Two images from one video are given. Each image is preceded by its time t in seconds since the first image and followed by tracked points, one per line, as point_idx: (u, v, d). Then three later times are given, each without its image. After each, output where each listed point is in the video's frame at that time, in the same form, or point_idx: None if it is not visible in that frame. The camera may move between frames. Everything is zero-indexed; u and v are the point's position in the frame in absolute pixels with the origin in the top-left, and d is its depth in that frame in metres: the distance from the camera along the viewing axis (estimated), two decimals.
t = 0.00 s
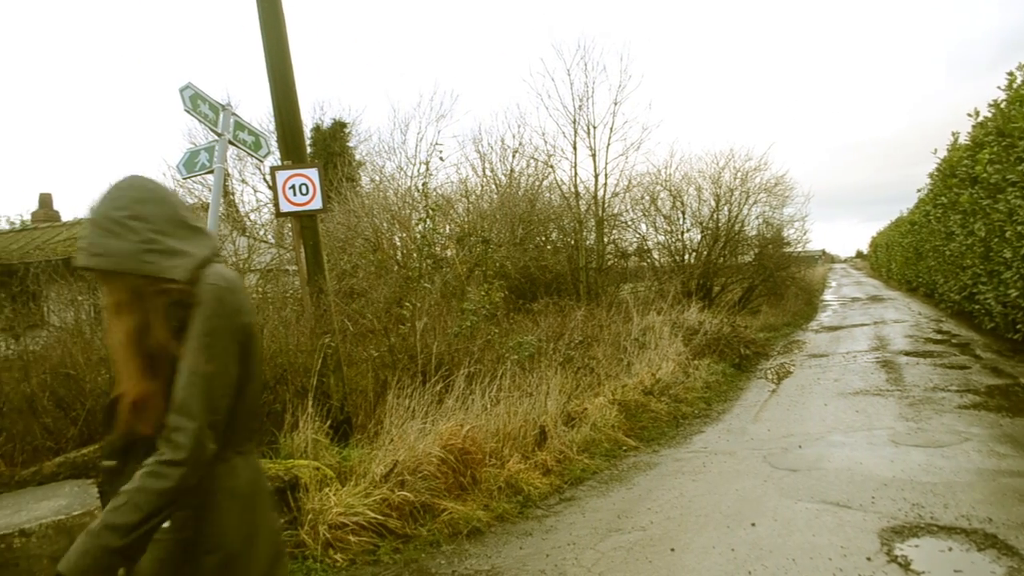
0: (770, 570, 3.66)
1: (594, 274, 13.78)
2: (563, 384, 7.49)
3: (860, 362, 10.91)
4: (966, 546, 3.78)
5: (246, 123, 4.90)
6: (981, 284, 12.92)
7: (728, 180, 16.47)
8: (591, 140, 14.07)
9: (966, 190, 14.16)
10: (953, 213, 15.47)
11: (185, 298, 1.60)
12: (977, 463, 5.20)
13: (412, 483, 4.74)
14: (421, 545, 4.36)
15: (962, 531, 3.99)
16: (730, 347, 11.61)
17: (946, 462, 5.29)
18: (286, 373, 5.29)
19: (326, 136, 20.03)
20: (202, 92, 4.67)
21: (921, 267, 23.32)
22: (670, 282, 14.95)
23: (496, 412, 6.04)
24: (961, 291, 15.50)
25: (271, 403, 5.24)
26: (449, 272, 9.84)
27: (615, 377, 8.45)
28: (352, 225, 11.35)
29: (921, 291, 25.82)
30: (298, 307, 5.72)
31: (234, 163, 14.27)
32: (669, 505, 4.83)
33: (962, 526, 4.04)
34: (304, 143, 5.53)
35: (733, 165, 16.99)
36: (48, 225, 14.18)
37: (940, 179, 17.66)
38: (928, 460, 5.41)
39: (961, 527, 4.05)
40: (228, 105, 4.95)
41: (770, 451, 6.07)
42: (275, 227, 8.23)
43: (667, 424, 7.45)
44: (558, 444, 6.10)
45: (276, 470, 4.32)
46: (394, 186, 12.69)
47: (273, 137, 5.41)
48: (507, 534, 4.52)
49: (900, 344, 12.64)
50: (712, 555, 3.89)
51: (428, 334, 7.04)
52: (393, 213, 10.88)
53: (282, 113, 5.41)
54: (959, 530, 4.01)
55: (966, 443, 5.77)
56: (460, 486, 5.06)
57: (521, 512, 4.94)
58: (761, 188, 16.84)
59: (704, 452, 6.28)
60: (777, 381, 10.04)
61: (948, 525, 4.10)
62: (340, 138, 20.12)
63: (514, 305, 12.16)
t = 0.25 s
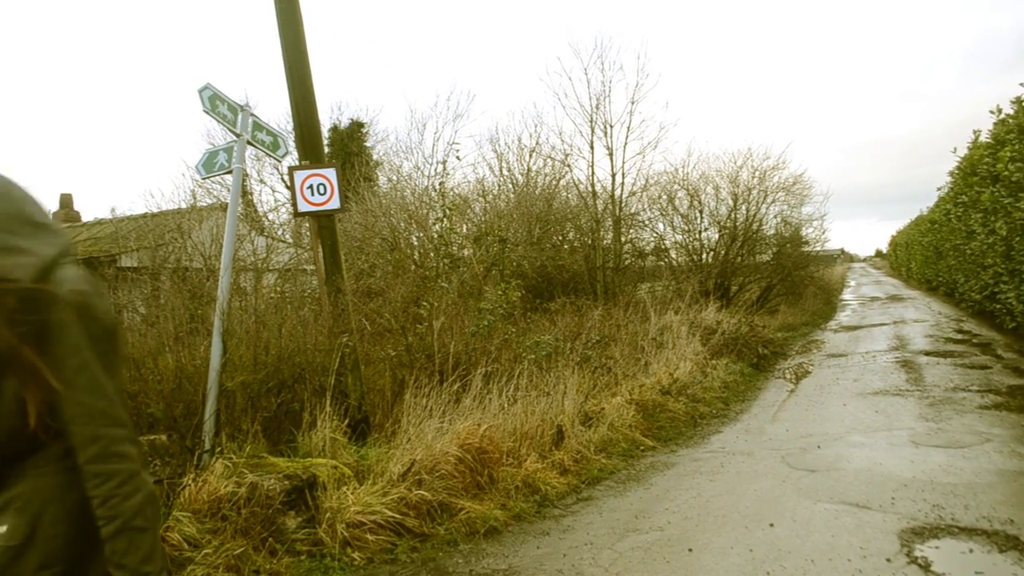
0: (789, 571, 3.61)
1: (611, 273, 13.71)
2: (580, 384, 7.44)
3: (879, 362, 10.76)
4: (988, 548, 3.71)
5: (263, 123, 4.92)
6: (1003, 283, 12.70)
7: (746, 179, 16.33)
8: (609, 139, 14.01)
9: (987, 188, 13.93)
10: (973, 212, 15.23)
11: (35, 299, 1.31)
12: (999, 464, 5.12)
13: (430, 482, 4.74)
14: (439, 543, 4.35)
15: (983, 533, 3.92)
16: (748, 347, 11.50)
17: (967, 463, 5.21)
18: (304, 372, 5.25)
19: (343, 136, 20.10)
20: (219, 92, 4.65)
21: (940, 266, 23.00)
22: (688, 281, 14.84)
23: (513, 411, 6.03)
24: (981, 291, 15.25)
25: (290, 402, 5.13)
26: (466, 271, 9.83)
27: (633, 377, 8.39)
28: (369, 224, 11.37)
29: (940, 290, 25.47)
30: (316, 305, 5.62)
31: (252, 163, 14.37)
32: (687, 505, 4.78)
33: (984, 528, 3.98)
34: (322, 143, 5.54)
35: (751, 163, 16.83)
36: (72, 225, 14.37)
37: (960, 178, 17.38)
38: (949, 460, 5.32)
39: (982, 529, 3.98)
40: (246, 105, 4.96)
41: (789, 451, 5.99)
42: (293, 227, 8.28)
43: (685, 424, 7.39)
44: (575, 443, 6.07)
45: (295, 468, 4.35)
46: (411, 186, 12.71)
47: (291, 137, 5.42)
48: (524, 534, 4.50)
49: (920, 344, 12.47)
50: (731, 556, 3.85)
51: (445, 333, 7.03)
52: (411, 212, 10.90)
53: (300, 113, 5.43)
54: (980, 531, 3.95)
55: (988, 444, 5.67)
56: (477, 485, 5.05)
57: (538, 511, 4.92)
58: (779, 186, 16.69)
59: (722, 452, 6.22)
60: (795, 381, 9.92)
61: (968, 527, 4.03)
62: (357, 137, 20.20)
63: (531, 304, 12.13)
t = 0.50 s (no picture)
0: (809, 572, 3.55)
1: (629, 272, 13.62)
2: (598, 383, 7.41)
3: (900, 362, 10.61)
4: (1013, 550, 3.63)
5: (282, 124, 4.95)
6: None
7: (764, 178, 16.19)
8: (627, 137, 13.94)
9: (1009, 186, 13.68)
10: (995, 211, 14.96)
11: None
12: (1021, 464, 5.02)
13: (448, 481, 4.73)
14: (457, 542, 4.33)
15: (1007, 535, 3.84)
16: (768, 346, 11.38)
17: (990, 464, 5.10)
18: (323, 371, 5.24)
19: (361, 136, 20.19)
20: (239, 94, 4.68)
21: (962, 265, 22.63)
22: (706, 280, 14.72)
23: (530, 411, 6.00)
24: (1004, 290, 14.96)
25: (309, 401, 5.15)
26: (484, 270, 9.82)
27: (651, 376, 8.34)
28: (387, 224, 11.40)
29: (961, 290, 25.06)
30: (335, 305, 5.66)
31: (272, 164, 14.48)
32: (706, 505, 4.73)
33: (1007, 530, 3.89)
34: (340, 143, 5.56)
35: (770, 162, 16.68)
36: (95, 225, 14.57)
37: (981, 176, 17.09)
38: (971, 461, 5.22)
39: (1006, 531, 3.90)
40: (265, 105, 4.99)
41: (809, 451, 5.91)
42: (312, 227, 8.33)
43: (703, 424, 7.32)
44: (593, 443, 6.04)
45: (314, 467, 4.36)
46: (429, 185, 12.74)
47: (310, 137, 5.45)
48: (542, 534, 4.48)
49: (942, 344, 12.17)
50: (750, 556, 3.80)
51: (464, 333, 7.02)
52: (429, 212, 10.92)
53: (319, 114, 5.45)
54: (1004, 533, 3.86)
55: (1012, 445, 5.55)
56: (495, 484, 5.04)
57: (556, 511, 4.90)
58: (798, 185, 16.53)
59: (741, 452, 6.16)
60: (815, 381, 9.80)
61: (991, 528, 3.95)
62: (375, 138, 20.29)
63: (549, 303, 12.10)
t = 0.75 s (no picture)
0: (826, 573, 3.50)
1: (645, 272, 13.55)
2: (615, 383, 7.37)
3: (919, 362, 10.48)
4: None
5: (299, 124, 4.97)
6: None
7: (781, 177, 16.05)
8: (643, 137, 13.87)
9: None
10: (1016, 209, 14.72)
11: None
12: None
13: (464, 481, 4.72)
14: (473, 542, 4.32)
15: None
16: (785, 346, 11.28)
17: (1011, 465, 5.01)
18: (340, 370, 5.25)
19: (377, 136, 20.26)
20: (257, 94, 4.70)
21: (982, 265, 22.32)
22: (723, 279, 14.61)
23: (546, 411, 5.98)
24: None
25: (326, 400, 5.16)
26: (500, 270, 9.82)
27: (668, 376, 8.28)
28: (403, 224, 11.43)
29: (982, 289, 24.69)
30: (352, 305, 5.67)
31: (289, 164, 14.57)
32: (723, 506, 4.69)
33: None
34: (356, 143, 5.57)
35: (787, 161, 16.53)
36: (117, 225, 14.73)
37: (1003, 174, 16.82)
38: (991, 462, 5.13)
39: None
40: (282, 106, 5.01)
41: (826, 452, 5.84)
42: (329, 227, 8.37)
43: (720, 424, 7.26)
44: (610, 443, 6.01)
45: (330, 466, 4.37)
46: (445, 186, 12.76)
47: (327, 138, 5.46)
48: (558, 534, 4.46)
49: (961, 343, 12.07)
50: (767, 557, 3.75)
51: (480, 332, 7.01)
52: (445, 211, 10.93)
53: (335, 114, 5.46)
54: None
55: None
56: (512, 484, 5.02)
57: (572, 511, 4.88)
58: (816, 184, 16.38)
59: (759, 452, 6.10)
60: (832, 381, 9.70)
61: (1013, 530, 3.87)
62: (391, 138, 20.35)
63: (565, 303, 12.07)
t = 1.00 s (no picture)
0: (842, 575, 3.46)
1: (660, 271, 13.46)
2: (630, 383, 7.33)
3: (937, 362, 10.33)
4: None
5: (315, 124, 4.98)
6: None
7: (798, 176, 15.89)
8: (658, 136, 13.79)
9: None
10: None
11: None
12: None
13: (479, 481, 4.71)
14: (488, 541, 4.31)
15: None
16: (801, 346, 11.17)
17: None
18: (356, 370, 5.27)
19: (392, 136, 20.32)
20: (273, 95, 4.72)
21: (1002, 264, 21.99)
22: (739, 279, 14.50)
23: (561, 411, 5.96)
24: None
25: (341, 400, 5.18)
26: (515, 270, 9.80)
27: (683, 376, 8.23)
28: (418, 223, 11.45)
29: (1001, 289, 24.33)
30: (367, 305, 5.69)
31: (305, 164, 14.64)
32: (739, 506, 4.64)
33: None
34: (372, 144, 5.58)
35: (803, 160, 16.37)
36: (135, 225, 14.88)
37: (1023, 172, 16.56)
38: (1011, 463, 5.04)
39: None
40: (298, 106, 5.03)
41: (843, 452, 5.77)
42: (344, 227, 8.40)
43: (736, 424, 7.20)
44: (625, 443, 5.98)
45: (346, 465, 4.39)
46: (460, 186, 12.76)
47: (343, 138, 5.48)
48: (573, 534, 4.43)
49: (980, 343, 11.89)
50: (783, 558, 3.71)
51: (495, 332, 6.99)
52: (460, 211, 10.94)
53: (351, 115, 5.48)
54: None
55: None
56: (527, 484, 5.01)
57: (587, 511, 4.85)
58: (832, 183, 16.20)
59: (775, 453, 6.04)
60: (849, 381, 9.59)
61: None
62: (406, 138, 20.39)
63: (580, 302, 12.03)
